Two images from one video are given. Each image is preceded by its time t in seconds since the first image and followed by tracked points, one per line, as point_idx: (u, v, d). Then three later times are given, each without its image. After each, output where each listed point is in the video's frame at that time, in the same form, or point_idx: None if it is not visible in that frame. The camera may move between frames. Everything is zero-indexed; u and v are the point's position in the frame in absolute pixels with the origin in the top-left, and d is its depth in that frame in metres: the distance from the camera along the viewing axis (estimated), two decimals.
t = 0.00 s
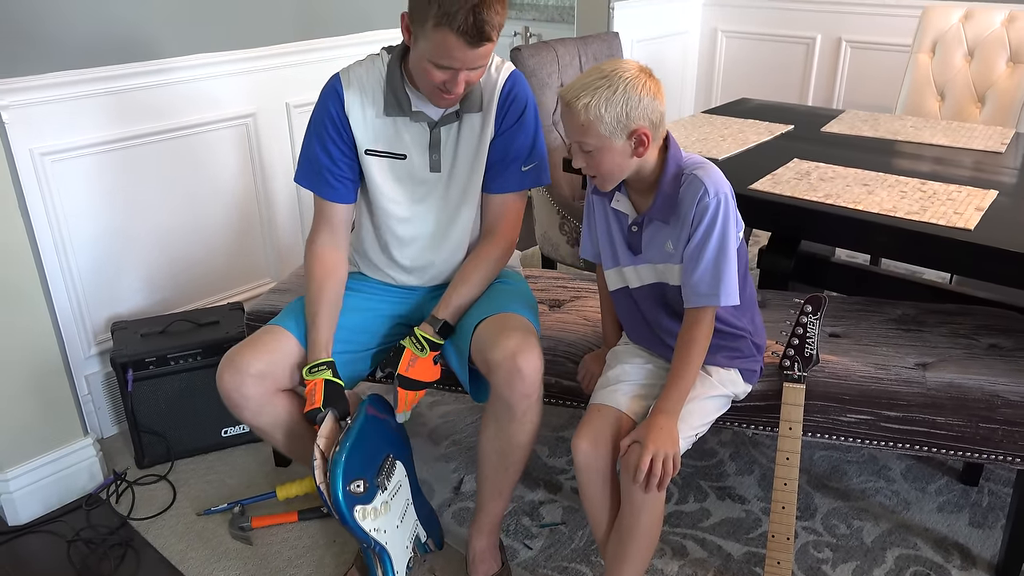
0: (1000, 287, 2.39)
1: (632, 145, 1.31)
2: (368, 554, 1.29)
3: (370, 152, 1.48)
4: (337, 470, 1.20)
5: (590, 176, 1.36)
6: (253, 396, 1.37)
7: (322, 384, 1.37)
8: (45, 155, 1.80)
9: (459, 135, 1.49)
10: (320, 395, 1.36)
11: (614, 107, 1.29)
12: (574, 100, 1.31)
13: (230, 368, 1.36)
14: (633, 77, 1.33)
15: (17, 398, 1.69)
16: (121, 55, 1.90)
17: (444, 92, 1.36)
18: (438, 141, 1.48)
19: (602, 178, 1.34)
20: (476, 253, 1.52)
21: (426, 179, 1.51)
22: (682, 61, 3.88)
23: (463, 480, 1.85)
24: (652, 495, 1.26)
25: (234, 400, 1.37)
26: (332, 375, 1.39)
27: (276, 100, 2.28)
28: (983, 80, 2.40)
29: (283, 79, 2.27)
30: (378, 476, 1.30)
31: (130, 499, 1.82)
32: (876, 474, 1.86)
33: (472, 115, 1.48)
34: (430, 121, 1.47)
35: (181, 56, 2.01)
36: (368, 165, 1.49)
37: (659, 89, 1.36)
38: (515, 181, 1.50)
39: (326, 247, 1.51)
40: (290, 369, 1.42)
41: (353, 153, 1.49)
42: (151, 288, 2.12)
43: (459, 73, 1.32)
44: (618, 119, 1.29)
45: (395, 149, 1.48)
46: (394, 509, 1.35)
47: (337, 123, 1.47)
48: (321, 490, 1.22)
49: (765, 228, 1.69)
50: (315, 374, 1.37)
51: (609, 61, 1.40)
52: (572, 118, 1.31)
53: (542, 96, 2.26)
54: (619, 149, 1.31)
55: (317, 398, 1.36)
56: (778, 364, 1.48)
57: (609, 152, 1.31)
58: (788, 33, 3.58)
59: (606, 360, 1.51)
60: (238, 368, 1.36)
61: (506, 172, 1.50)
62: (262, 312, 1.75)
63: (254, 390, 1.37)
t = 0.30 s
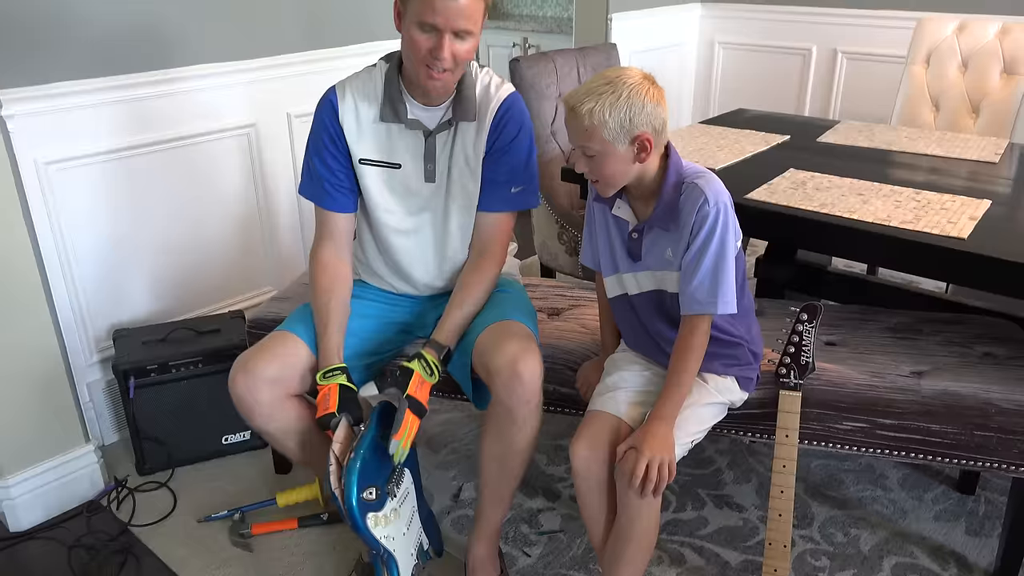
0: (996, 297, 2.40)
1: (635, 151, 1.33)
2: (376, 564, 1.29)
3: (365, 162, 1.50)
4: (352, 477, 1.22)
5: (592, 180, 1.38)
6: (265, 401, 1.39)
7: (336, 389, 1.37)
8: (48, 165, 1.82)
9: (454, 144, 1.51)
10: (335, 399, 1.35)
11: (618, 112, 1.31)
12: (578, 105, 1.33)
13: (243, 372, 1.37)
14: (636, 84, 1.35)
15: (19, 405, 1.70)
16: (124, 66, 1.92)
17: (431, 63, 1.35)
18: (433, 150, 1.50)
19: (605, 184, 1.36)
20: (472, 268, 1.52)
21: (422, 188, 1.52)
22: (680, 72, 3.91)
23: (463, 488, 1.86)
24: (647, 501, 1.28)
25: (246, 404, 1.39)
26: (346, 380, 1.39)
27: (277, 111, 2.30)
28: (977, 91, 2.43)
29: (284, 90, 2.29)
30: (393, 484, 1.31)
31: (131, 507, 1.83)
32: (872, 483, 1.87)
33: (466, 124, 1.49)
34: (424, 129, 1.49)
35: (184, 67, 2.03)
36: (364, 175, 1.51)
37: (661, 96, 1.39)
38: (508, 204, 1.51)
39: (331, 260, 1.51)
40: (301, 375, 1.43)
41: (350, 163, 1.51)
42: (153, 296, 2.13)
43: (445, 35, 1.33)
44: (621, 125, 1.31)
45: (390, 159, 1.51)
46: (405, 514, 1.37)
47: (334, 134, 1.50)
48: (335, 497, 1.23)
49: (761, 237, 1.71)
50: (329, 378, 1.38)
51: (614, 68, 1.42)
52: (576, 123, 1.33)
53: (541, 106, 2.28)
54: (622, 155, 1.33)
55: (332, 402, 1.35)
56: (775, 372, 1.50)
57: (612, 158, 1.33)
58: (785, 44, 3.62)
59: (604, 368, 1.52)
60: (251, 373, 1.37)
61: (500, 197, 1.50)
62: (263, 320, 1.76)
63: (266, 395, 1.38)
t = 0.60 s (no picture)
0: (1001, 317, 2.41)
1: (651, 165, 1.36)
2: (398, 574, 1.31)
3: (367, 176, 1.53)
4: (383, 481, 1.25)
5: (606, 193, 1.40)
6: (280, 418, 1.40)
7: (365, 397, 1.38)
8: (64, 184, 1.86)
9: (453, 154, 1.53)
10: (364, 407, 1.37)
11: (636, 126, 1.34)
12: (597, 117, 1.36)
13: (259, 390, 1.39)
14: (655, 100, 1.38)
15: (31, 420, 1.73)
16: (139, 88, 1.96)
17: (422, 49, 1.41)
18: (433, 161, 1.52)
19: (619, 197, 1.38)
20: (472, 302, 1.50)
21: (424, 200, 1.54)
22: (686, 93, 3.94)
23: (468, 505, 1.87)
24: (647, 516, 1.29)
25: (261, 422, 1.40)
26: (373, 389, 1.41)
27: (288, 131, 2.33)
28: (981, 113, 2.44)
29: (295, 111, 2.33)
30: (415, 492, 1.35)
31: (139, 522, 1.85)
32: (877, 502, 1.87)
33: (463, 133, 1.52)
34: (423, 140, 1.52)
35: (197, 89, 2.08)
36: (366, 190, 1.54)
37: (678, 114, 1.41)
38: (511, 226, 1.51)
39: (340, 275, 1.55)
40: (316, 392, 1.45)
41: (354, 178, 1.55)
42: (164, 313, 2.16)
43: (433, 19, 1.41)
44: (640, 138, 1.34)
45: (392, 173, 1.54)
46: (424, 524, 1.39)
47: (337, 151, 1.53)
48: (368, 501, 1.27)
49: (764, 257, 1.73)
50: (359, 386, 1.40)
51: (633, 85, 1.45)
52: (594, 134, 1.36)
53: (548, 127, 2.31)
54: (638, 168, 1.35)
55: (361, 409, 1.37)
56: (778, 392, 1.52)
57: (629, 171, 1.35)
58: (791, 66, 3.65)
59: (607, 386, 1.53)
60: (267, 390, 1.38)
61: (499, 220, 1.50)
62: (272, 338, 1.79)
63: (281, 412, 1.40)
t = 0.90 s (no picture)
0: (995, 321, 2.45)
1: (668, 166, 1.39)
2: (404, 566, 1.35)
3: (368, 183, 1.57)
4: (396, 471, 1.30)
5: (621, 190, 1.43)
6: (284, 424, 1.43)
7: (378, 393, 1.41)
8: (71, 198, 1.90)
9: (451, 160, 1.57)
10: (377, 401, 1.40)
11: (658, 127, 1.37)
12: (620, 115, 1.39)
13: (264, 397, 1.42)
14: (676, 103, 1.41)
15: (39, 429, 1.76)
16: (144, 103, 2.00)
17: (417, 58, 1.46)
18: (432, 166, 1.57)
19: (635, 194, 1.41)
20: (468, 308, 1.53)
21: (424, 205, 1.58)
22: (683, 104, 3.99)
23: (469, 509, 1.90)
24: (644, 515, 1.32)
25: (266, 427, 1.43)
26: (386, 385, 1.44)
27: (289, 144, 2.38)
28: (972, 121, 2.48)
29: (296, 123, 2.37)
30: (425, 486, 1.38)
31: (146, 528, 1.88)
32: (872, 503, 1.91)
33: (460, 138, 1.56)
34: (422, 146, 1.56)
35: (201, 103, 2.12)
36: (368, 196, 1.58)
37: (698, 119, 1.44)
38: (510, 221, 1.55)
39: (345, 279, 1.59)
40: (319, 398, 1.48)
41: (355, 185, 1.59)
42: (169, 323, 2.20)
43: (426, 29, 1.45)
44: (660, 139, 1.37)
45: (392, 179, 1.58)
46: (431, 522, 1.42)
47: (338, 159, 1.58)
48: (382, 489, 1.31)
49: (758, 263, 1.77)
50: (371, 384, 1.42)
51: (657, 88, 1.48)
52: (616, 131, 1.39)
53: (545, 138, 2.36)
54: (656, 167, 1.39)
55: (374, 405, 1.39)
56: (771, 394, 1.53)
57: (646, 169, 1.38)
58: (785, 76, 3.70)
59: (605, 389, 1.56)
60: (272, 396, 1.42)
61: (497, 216, 1.54)
62: (276, 346, 1.83)
63: (286, 418, 1.43)
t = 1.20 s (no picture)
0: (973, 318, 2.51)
1: (678, 158, 1.43)
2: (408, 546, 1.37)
3: (369, 176, 1.61)
4: (405, 450, 1.33)
5: (631, 179, 1.47)
6: (284, 413, 1.47)
7: (387, 378, 1.46)
8: (69, 194, 1.93)
9: (450, 154, 1.62)
10: (386, 387, 1.44)
11: (671, 120, 1.41)
12: (636, 106, 1.42)
13: (265, 386, 1.46)
14: (690, 99, 1.45)
15: (38, 421, 1.79)
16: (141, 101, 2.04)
17: (417, 56, 1.50)
18: (431, 161, 1.61)
19: (644, 184, 1.45)
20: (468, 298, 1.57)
21: (423, 198, 1.62)
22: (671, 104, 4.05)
23: (460, 499, 1.95)
24: (636, 500, 1.37)
25: (266, 416, 1.47)
26: (394, 372, 1.49)
27: (285, 141, 2.41)
28: (953, 122, 2.54)
29: (291, 121, 2.41)
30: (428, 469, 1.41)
31: (143, 518, 1.91)
32: (852, 492, 1.97)
33: (459, 133, 1.60)
34: (421, 141, 1.60)
35: (197, 101, 2.15)
36: (368, 189, 1.61)
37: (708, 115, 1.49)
38: (508, 210, 1.60)
39: (347, 270, 1.63)
40: (318, 388, 1.52)
41: (356, 178, 1.62)
42: (165, 317, 2.23)
43: (426, 27, 1.49)
44: (672, 132, 1.41)
45: (392, 173, 1.62)
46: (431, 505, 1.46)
47: (340, 152, 1.61)
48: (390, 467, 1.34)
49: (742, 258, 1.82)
50: (379, 370, 1.48)
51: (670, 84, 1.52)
52: (631, 121, 1.43)
53: (536, 136, 2.40)
54: (667, 159, 1.42)
55: (383, 390, 1.44)
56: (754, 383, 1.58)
57: (657, 160, 1.42)
58: (772, 77, 3.76)
59: (595, 380, 1.61)
60: (272, 385, 1.46)
61: (496, 207, 1.59)
62: (271, 339, 1.86)
63: (286, 407, 1.47)
